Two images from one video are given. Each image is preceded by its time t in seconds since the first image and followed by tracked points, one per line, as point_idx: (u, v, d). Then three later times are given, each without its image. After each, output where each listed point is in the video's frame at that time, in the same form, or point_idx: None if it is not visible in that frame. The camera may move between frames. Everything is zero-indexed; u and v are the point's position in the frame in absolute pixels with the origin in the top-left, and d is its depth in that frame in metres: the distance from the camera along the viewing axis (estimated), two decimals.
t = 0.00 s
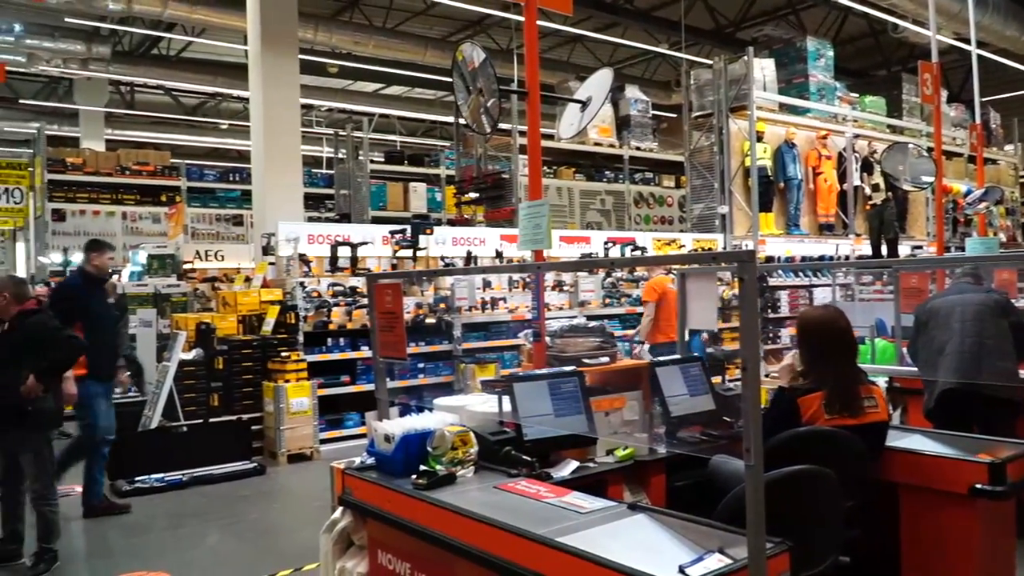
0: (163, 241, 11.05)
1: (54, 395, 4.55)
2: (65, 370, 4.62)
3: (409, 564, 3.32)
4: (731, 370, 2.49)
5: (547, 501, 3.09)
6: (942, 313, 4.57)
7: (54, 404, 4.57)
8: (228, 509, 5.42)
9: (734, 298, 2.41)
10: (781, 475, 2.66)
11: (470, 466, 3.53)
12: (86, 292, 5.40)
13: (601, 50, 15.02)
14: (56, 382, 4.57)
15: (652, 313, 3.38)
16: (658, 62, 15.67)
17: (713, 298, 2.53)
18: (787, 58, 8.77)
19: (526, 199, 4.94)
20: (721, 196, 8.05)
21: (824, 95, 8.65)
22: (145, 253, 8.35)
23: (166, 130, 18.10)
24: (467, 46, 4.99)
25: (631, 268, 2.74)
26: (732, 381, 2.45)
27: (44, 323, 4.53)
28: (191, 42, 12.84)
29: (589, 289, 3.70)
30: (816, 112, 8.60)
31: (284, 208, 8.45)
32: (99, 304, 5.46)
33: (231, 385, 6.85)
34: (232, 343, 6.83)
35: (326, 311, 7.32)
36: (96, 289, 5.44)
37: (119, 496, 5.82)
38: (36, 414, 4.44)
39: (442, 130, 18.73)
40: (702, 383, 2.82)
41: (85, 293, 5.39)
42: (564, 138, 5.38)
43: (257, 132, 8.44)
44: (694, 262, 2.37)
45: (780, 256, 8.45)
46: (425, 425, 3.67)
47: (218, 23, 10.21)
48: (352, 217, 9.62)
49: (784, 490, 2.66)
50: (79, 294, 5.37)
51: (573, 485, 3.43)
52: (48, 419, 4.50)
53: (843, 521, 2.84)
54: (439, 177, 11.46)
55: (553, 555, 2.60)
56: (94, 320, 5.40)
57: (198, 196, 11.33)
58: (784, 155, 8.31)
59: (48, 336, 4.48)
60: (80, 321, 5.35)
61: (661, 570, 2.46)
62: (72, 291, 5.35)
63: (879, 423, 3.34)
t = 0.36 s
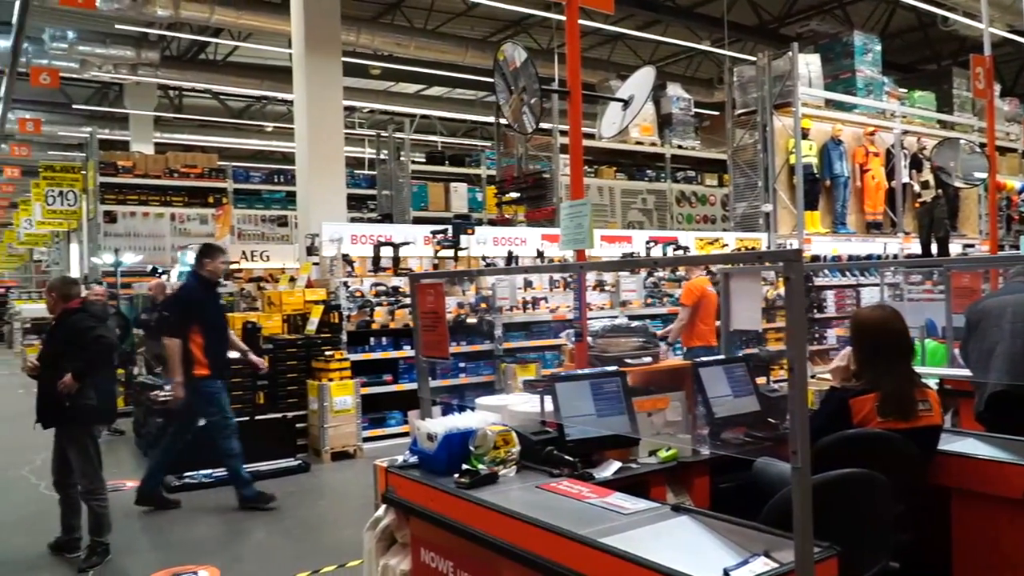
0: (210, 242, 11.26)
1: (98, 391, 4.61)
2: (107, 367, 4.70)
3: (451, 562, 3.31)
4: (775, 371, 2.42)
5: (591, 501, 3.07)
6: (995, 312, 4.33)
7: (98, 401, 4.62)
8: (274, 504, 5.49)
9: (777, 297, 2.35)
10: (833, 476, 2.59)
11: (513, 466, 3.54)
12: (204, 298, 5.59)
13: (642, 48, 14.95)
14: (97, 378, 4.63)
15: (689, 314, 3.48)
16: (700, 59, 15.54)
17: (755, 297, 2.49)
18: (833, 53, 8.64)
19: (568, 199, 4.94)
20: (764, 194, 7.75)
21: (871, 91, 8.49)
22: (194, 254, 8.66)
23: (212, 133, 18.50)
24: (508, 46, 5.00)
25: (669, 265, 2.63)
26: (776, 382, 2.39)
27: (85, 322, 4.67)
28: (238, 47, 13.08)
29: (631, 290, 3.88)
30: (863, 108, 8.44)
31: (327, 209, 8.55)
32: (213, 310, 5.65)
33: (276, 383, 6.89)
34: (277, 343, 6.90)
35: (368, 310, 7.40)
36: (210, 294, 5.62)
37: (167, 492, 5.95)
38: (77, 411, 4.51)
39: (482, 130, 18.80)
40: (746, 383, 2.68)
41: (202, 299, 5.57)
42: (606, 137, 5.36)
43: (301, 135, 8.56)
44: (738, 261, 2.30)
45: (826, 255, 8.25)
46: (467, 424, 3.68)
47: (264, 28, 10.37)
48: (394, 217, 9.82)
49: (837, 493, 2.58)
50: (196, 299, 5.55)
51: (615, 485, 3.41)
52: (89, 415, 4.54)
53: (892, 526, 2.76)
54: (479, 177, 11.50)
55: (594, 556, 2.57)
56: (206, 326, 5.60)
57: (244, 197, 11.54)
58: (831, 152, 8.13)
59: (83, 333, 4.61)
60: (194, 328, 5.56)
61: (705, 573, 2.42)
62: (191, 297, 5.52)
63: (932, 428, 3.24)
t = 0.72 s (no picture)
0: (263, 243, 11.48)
1: (133, 385, 4.69)
2: (145, 362, 4.78)
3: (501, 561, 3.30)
4: (829, 371, 2.35)
5: (639, 503, 3.03)
6: None
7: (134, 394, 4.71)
8: (325, 500, 5.55)
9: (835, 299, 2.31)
10: (888, 481, 2.48)
11: (562, 466, 3.52)
12: (323, 289, 5.34)
13: (691, 45, 14.81)
14: (134, 374, 4.71)
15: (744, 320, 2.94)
16: (751, 55, 15.32)
17: (810, 297, 2.44)
18: (889, 47, 8.43)
19: (617, 198, 4.91)
20: (817, 191, 7.71)
21: (929, 84, 8.26)
22: (248, 255, 8.84)
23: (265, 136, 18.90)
24: (556, 45, 5.00)
25: (721, 266, 2.65)
26: (830, 385, 2.34)
27: (120, 321, 4.71)
28: (290, 51, 13.33)
29: (681, 287, 3.48)
30: (920, 102, 8.21)
31: (377, 210, 8.63)
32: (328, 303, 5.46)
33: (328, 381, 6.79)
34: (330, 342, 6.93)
35: (417, 310, 7.43)
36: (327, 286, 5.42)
37: (224, 486, 5.88)
38: (110, 404, 4.65)
39: (530, 130, 18.83)
40: (799, 384, 2.56)
41: (322, 289, 5.34)
42: (655, 135, 5.32)
43: (351, 137, 8.68)
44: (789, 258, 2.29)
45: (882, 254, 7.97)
46: (516, 423, 3.68)
47: (315, 32, 10.52)
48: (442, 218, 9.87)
49: (895, 499, 2.46)
50: (317, 292, 5.33)
51: (665, 486, 3.37)
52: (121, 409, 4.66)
53: (956, 532, 2.60)
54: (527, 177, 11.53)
55: (646, 557, 2.54)
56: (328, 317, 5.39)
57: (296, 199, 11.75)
58: (887, 148, 7.95)
59: (111, 331, 4.64)
60: (317, 319, 5.29)
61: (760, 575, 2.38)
62: (315, 289, 5.31)
63: (995, 432, 3.12)
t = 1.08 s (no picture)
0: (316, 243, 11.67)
1: (164, 383, 4.78)
2: (183, 361, 4.88)
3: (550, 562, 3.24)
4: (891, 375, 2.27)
5: (691, 504, 2.97)
6: None
7: (167, 392, 4.80)
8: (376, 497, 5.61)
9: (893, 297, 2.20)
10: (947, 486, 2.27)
11: (612, 467, 3.44)
12: (436, 290, 5.38)
13: (743, 41, 14.61)
14: (167, 372, 4.82)
15: (811, 319, 2.79)
16: (805, 50, 15.05)
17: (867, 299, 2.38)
18: (949, 39, 8.21)
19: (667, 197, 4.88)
20: (874, 189, 7.52)
21: (992, 77, 8.02)
22: (301, 255, 9.01)
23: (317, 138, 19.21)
24: (606, 44, 4.98)
25: (774, 266, 2.60)
26: (893, 387, 2.26)
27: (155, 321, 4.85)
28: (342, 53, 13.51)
29: (733, 288, 3.55)
30: (982, 96, 7.97)
31: (427, 210, 8.69)
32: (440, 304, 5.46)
33: (380, 380, 6.81)
34: (381, 341, 6.88)
35: (467, 309, 7.42)
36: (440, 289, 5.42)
37: (278, 483, 5.96)
38: (144, 401, 4.78)
39: (579, 129, 18.80)
40: (856, 386, 2.54)
41: (433, 290, 5.36)
42: (707, 133, 5.27)
43: (401, 139, 8.77)
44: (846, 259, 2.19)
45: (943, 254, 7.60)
46: (567, 423, 3.62)
47: (366, 34, 10.64)
48: (492, 218, 9.76)
49: (963, 503, 2.26)
50: (428, 293, 5.35)
51: (718, 488, 3.29)
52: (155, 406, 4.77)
53: None
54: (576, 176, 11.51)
55: (698, 560, 2.46)
56: (438, 318, 5.40)
57: (347, 199, 11.91)
58: (946, 143, 7.75)
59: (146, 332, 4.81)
60: (426, 318, 5.34)
61: None
62: (426, 290, 5.33)
63: None
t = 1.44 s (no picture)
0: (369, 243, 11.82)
1: (196, 383, 5.06)
2: (216, 359, 5.09)
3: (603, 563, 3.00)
4: (950, 375, 2.23)
5: (747, 508, 2.69)
6: None
7: (200, 391, 5.06)
8: (428, 495, 5.64)
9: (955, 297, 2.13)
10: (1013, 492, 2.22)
11: (666, 468, 3.14)
12: (538, 285, 5.34)
13: (799, 35, 14.36)
14: (200, 370, 5.07)
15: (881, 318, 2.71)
16: (863, 44, 14.72)
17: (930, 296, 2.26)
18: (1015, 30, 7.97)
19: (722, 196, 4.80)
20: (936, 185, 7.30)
21: None
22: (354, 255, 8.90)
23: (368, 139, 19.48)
24: (659, 41, 4.94)
25: (835, 266, 2.57)
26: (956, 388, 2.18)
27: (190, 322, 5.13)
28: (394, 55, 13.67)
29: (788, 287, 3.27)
30: None
31: (479, 210, 8.74)
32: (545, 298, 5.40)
33: (431, 378, 6.91)
34: (433, 339, 6.93)
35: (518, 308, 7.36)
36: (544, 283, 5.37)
37: (333, 479, 5.99)
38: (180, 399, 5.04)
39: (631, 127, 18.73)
40: (918, 389, 2.48)
41: (535, 285, 5.33)
42: (763, 129, 5.17)
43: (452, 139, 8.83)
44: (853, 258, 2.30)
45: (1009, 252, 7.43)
46: (619, 423, 3.37)
47: (418, 36, 10.74)
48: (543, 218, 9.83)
49: None
50: (530, 288, 5.32)
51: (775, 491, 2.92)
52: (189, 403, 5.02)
53: None
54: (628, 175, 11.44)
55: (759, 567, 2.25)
56: (542, 313, 5.36)
57: (399, 199, 12.03)
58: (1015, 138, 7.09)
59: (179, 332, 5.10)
60: (530, 314, 5.35)
61: None
62: (526, 286, 5.31)
63: None
